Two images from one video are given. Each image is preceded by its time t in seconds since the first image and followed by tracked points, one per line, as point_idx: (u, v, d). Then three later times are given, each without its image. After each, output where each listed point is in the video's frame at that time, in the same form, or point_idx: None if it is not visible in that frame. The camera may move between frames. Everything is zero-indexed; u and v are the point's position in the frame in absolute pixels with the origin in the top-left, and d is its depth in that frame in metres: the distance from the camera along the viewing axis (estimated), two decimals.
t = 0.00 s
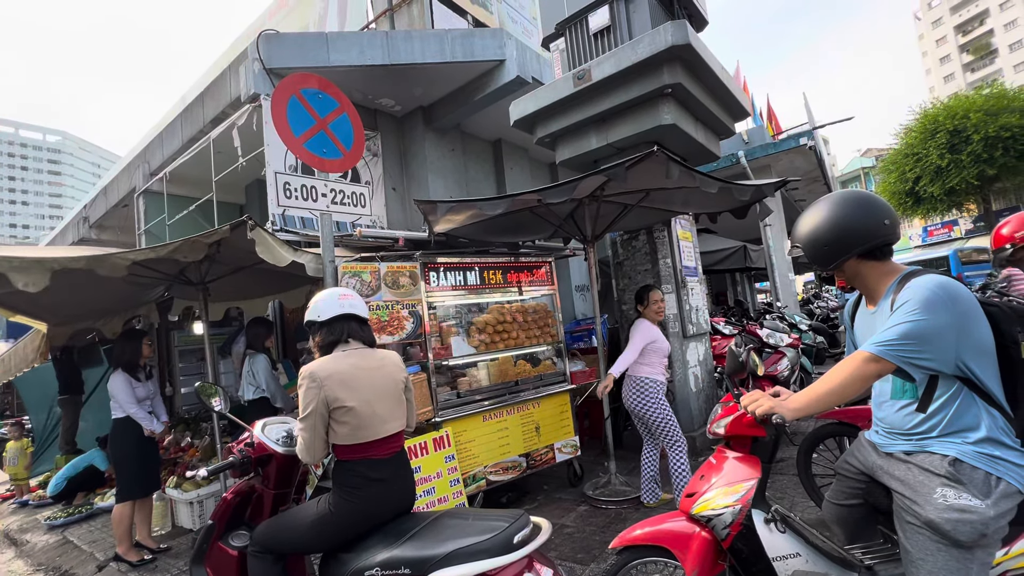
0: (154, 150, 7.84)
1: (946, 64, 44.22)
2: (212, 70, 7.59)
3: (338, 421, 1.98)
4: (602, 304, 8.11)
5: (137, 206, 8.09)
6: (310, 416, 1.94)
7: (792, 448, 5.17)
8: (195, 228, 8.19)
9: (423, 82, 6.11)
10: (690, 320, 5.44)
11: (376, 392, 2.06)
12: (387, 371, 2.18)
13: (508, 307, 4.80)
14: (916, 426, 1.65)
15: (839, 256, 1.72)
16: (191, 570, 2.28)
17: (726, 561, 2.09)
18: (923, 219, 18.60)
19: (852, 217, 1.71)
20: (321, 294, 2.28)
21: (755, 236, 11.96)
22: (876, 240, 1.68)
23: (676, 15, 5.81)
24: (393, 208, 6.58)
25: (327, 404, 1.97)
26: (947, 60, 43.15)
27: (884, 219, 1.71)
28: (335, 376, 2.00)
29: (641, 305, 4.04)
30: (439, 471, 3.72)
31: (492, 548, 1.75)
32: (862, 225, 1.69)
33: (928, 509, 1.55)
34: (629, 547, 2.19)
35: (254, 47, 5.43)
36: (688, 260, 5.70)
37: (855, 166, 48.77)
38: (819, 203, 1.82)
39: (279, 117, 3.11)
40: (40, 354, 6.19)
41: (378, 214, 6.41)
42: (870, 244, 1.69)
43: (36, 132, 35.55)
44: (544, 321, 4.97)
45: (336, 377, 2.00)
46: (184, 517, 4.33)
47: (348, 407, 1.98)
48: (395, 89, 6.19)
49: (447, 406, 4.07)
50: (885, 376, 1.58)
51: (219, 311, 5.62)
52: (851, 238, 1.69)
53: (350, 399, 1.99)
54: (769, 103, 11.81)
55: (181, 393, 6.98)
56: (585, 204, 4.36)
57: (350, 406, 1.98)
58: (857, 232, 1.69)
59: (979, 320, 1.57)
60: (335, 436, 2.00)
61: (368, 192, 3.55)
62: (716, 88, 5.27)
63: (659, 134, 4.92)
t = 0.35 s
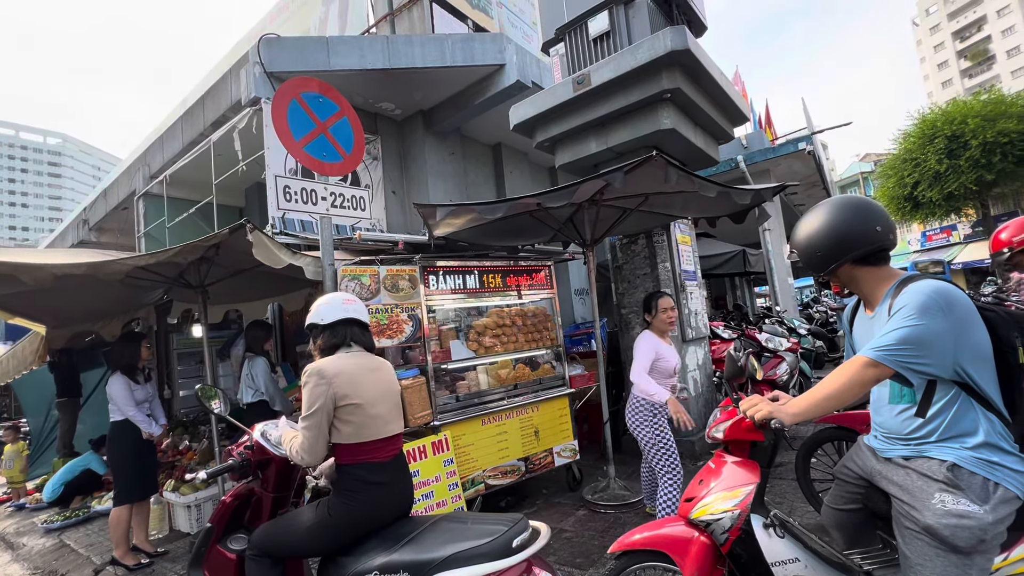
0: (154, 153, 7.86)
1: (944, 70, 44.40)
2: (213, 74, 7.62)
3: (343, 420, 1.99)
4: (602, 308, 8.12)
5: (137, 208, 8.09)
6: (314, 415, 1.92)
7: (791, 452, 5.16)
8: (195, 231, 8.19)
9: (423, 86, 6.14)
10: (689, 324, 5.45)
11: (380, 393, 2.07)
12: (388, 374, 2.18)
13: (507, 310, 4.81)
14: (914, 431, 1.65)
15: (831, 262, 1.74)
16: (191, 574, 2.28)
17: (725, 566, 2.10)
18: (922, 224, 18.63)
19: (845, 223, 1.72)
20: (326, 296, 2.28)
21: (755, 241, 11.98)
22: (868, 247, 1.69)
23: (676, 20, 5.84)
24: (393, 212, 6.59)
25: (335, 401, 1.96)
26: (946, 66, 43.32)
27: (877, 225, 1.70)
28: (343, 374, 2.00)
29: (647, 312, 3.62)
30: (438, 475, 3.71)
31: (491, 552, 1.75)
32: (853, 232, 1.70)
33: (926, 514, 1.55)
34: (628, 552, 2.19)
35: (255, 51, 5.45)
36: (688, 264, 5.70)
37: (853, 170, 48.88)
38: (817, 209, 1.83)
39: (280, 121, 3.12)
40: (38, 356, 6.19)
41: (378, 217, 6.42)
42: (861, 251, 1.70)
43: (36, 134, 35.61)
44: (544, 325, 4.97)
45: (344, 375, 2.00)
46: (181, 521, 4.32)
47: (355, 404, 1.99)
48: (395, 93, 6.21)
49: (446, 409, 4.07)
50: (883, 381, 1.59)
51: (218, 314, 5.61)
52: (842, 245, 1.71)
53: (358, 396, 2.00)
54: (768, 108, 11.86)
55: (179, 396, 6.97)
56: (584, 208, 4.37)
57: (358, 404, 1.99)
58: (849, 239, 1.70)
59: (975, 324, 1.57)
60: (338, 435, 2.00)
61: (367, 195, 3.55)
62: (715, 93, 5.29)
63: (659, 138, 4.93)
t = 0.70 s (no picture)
0: (156, 155, 7.88)
1: (945, 74, 44.48)
2: (214, 76, 7.64)
3: (343, 420, 2.01)
4: (602, 311, 8.12)
5: (138, 210, 8.11)
6: (319, 408, 1.94)
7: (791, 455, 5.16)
8: (196, 232, 8.21)
9: (424, 89, 6.15)
10: (689, 327, 5.45)
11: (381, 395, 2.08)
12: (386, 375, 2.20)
13: (507, 313, 4.82)
14: (910, 434, 1.65)
15: (820, 269, 1.76)
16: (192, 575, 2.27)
17: (725, 570, 2.10)
18: (922, 228, 18.64)
19: (832, 232, 1.74)
20: (330, 301, 2.26)
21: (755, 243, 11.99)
22: (855, 255, 1.70)
23: (676, 24, 5.86)
24: (394, 214, 6.61)
25: (339, 393, 1.99)
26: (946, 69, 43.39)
27: (863, 234, 1.72)
28: (345, 370, 2.05)
29: (653, 312, 3.60)
30: (438, 477, 3.71)
31: (492, 553, 1.75)
32: (840, 241, 1.71)
33: (923, 517, 1.55)
34: (628, 555, 2.20)
35: (257, 54, 5.47)
36: (688, 267, 5.71)
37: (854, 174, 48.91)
38: (807, 218, 1.84)
39: (282, 123, 3.13)
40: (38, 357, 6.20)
41: (378, 219, 6.42)
42: (848, 259, 1.71)
43: (38, 135, 35.68)
44: (544, 328, 4.98)
45: (346, 371, 2.05)
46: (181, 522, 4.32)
47: (358, 395, 2.03)
48: (396, 96, 6.23)
49: (445, 412, 4.08)
50: (879, 383, 1.60)
51: (219, 315, 5.63)
52: (829, 254, 1.73)
53: (361, 388, 2.04)
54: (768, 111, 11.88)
55: (179, 398, 6.97)
56: (585, 211, 4.38)
57: (361, 395, 2.03)
58: (835, 248, 1.72)
59: (963, 324, 1.59)
60: (340, 436, 2.01)
61: (368, 198, 3.55)
62: (716, 96, 5.30)
63: (659, 142, 4.95)
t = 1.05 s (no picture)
0: (159, 156, 7.89)
1: (947, 74, 44.40)
2: (217, 77, 7.66)
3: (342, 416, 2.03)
4: (603, 312, 8.12)
5: (140, 211, 8.14)
6: (313, 404, 1.98)
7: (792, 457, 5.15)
8: (198, 233, 8.23)
9: (426, 90, 6.16)
10: (690, 328, 5.45)
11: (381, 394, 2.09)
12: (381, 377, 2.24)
13: (508, 313, 4.83)
14: (905, 433, 1.66)
15: (815, 274, 1.77)
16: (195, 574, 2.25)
17: (726, 571, 2.10)
18: (924, 229, 18.60)
19: (827, 237, 1.74)
20: (326, 307, 2.28)
21: (757, 245, 11.98)
22: (849, 259, 1.71)
23: (677, 26, 5.87)
24: (395, 215, 6.62)
25: (333, 389, 2.03)
26: (948, 70, 43.31)
27: (857, 239, 1.72)
28: (338, 367, 2.10)
29: (654, 313, 3.58)
30: (439, 477, 3.72)
31: (492, 551, 1.76)
32: (834, 246, 1.72)
33: (918, 516, 1.55)
34: (629, 555, 2.20)
35: (260, 54, 5.49)
36: (689, 268, 5.71)
37: (856, 175, 48.83)
38: (801, 224, 1.86)
39: (284, 123, 3.14)
40: (41, 357, 6.23)
41: (380, 220, 6.44)
42: (841, 263, 1.72)
43: (40, 136, 35.77)
44: (544, 328, 4.99)
45: (339, 369, 2.10)
46: (183, 522, 4.32)
47: (352, 391, 2.07)
48: (398, 97, 6.24)
49: (446, 412, 4.09)
50: (873, 382, 1.61)
51: (222, 315, 5.64)
52: (823, 259, 1.74)
53: (355, 383, 2.09)
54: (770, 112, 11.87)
55: (181, 398, 6.99)
56: (586, 212, 4.39)
57: (355, 390, 2.08)
58: (829, 253, 1.73)
59: (952, 324, 1.61)
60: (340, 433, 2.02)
61: (370, 198, 3.56)
62: (717, 98, 5.30)
63: (660, 143, 4.95)
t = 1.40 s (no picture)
0: (161, 154, 7.89)
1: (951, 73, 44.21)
2: (219, 76, 7.66)
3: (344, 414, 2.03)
4: (605, 311, 8.11)
5: (143, 210, 8.15)
6: (307, 400, 2.00)
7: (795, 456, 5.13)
8: (201, 232, 8.24)
9: (428, 89, 6.16)
10: (692, 327, 5.44)
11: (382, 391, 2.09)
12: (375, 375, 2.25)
13: (510, 312, 4.82)
14: (908, 433, 1.65)
15: (816, 273, 1.76)
16: (195, 572, 2.24)
17: (727, 571, 2.09)
18: (928, 228, 18.54)
19: (828, 236, 1.73)
20: (321, 313, 2.27)
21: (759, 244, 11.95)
22: (850, 258, 1.70)
23: (680, 24, 5.85)
24: (397, 214, 6.62)
25: (327, 385, 2.06)
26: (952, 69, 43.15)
27: (859, 238, 1.71)
28: (331, 365, 2.13)
29: (651, 311, 3.57)
30: (440, 476, 3.72)
31: (492, 550, 1.75)
32: (836, 246, 1.71)
33: (921, 515, 1.55)
34: (630, 555, 2.20)
35: (262, 53, 5.48)
36: (691, 267, 5.70)
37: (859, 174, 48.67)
38: (802, 224, 1.85)
39: (285, 122, 3.14)
40: (44, 355, 6.25)
41: (382, 219, 6.44)
42: (843, 263, 1.71)
43: (44, 135, 35.90)
44: (546, 327, 4.98)
45: (332, 366, 2.12)
46: (185, 521, 4.33)
47: (345, 386, 2.09)
48: (400, 96, 6.24)
49: (448, 411, 4.09)
50: (876, 381, 1.60)
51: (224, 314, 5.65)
52: (825, 258, 1.73)
53: (348, 379, 2.12)
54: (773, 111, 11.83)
55: (183, 396, 7.01)
56: (588, 211, 4.38)
57: (349, 385, 2.10)
58: (830, 252, 1.72)
59: (954, 322, 1.60)
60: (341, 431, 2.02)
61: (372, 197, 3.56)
62: (719, 96, 5.29)
63: (662, 141, 4.94)
